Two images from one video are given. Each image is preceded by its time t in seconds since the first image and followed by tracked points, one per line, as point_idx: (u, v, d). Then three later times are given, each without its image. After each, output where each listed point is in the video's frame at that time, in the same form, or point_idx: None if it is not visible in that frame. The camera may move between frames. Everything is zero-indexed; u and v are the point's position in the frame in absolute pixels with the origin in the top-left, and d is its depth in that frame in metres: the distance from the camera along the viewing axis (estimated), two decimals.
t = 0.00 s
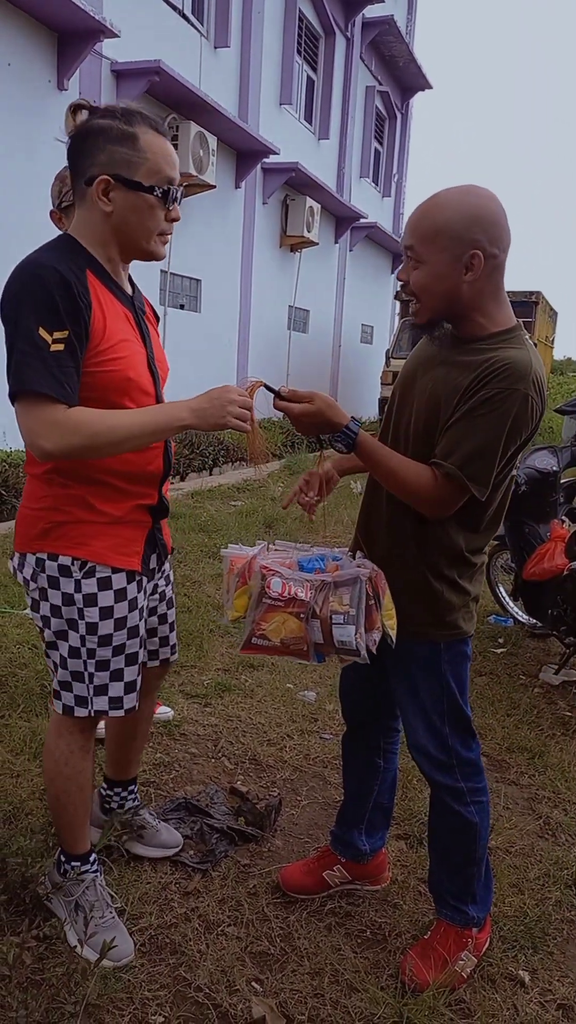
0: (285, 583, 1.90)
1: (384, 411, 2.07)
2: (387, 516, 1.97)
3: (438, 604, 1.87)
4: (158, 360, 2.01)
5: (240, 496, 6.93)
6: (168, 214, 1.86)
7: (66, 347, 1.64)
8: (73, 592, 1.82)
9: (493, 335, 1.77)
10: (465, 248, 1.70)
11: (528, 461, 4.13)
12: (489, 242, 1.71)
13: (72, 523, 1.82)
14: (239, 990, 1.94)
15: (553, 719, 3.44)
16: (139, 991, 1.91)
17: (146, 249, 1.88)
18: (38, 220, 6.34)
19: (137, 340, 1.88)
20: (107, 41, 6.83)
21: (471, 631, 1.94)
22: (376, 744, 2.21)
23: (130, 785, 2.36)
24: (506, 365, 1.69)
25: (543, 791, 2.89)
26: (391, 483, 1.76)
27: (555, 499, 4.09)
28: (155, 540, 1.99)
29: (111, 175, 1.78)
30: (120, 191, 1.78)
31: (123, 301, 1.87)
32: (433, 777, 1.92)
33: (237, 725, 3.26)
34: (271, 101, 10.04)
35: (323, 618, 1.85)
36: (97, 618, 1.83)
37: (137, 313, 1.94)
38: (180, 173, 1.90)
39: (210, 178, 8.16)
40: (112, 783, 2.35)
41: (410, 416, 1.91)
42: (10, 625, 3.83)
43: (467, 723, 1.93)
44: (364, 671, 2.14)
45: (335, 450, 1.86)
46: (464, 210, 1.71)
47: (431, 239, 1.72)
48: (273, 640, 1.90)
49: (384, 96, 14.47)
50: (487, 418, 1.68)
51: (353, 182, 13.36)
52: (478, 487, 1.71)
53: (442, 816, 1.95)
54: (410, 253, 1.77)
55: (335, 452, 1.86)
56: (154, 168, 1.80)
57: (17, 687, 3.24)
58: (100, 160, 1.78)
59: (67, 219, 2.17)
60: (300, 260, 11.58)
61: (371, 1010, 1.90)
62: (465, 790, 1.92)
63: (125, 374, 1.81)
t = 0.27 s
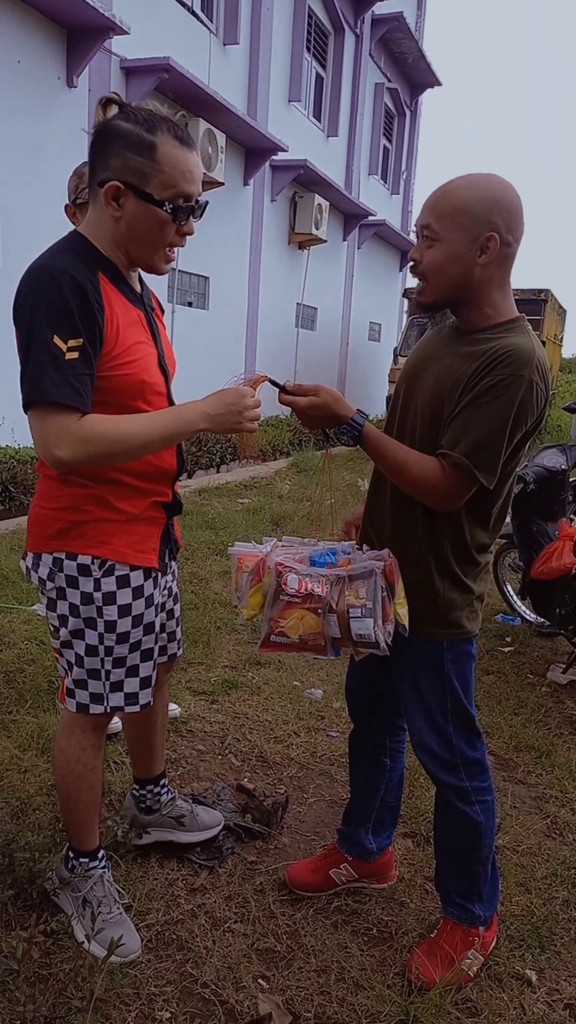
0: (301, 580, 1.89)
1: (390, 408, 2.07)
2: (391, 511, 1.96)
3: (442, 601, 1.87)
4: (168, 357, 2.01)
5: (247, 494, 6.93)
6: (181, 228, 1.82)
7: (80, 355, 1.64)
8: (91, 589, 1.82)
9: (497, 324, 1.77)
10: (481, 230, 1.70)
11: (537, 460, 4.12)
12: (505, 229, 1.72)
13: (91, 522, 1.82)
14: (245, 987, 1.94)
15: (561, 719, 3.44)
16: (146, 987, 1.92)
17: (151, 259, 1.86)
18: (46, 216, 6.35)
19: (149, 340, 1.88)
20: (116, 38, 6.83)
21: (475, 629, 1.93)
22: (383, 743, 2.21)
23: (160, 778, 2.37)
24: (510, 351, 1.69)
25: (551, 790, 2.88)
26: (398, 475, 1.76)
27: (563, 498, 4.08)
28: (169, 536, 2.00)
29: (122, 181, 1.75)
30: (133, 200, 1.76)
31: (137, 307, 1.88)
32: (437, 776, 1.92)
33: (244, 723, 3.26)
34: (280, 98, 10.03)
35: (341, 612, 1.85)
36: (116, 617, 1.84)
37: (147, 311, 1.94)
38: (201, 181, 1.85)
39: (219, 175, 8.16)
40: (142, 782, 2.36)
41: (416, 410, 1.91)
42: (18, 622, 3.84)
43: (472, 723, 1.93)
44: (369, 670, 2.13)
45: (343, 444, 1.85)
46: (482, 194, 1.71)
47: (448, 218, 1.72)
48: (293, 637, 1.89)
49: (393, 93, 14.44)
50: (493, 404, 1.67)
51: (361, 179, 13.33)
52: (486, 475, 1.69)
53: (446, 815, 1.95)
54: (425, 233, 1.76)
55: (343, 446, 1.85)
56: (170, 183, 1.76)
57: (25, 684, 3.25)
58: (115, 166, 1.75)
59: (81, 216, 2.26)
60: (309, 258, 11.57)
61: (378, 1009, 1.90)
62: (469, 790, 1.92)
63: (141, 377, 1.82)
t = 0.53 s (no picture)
0: (302, 581, 1.89)
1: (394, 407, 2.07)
2: (393, 509, 1.96)
3: (446, 598, 1.86)
4: (185, 356, 2.00)
5: (254, 492, 6.93)
6: (184, 222, 1.80)
7: (82, 340, 1.63)
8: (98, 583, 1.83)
9: (500, 320, 1.76)
10: (492, 225, 1.69)
11: (544, 459, 4.11)
12: (516, 225, 1.71)
13: (101, 515, 1.83)
14: (250, 985, 1.94)
15: (567, 718, 3.43)
16: (150, 985, 1.92)
17: (160, 254, 1.85)
18: (54, 214, 6.36)
19: (160, 338, 1.88)
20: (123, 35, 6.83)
21: (479, 627, 1.93)
22: (388, 741, 2.21)
23: (166, 762, 2.44)
24: (514, 347, 1.68)
25: (557, 790, 2.87)
26: (405, 476, 1.75)
27: (570, 497, 4.06)
28: (186, 534, 2.00)
29: (123, 177, 1.76)
30: (134, 195, 1.76)
31: (146, 300, 1.88)
32: (441, 774, 1.91)
33: (249, 721, 3.26)
34: (287, 95, 10.01)
35: (340, 616, 1.85)
36: (123, 611, 1.84)
37: (162, 309, 1.94)
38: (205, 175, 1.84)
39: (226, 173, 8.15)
40: (150, 766, 2.42)
41: (419, 409, 1.90)
42: (24, 619, 3.85)
43: (476, 722, 1.92)
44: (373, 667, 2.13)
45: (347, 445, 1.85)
46: (496, 188, 1.70)
47: (461, 210, 1.71)
48: (291, 637, 1.90)
49: (400, 91, 14.41)
50: (499, 401, 1.65)
51: (368, 176, 13.30)
52: (494, 473, 1.68)
53: (451, 813, 1.95)
54: (436, 225, 1.75)
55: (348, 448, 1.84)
56: (168, 175, 1.75)
57: (31, 681, 3.25)
58: (116, 162, 1.77)
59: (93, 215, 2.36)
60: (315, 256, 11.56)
61: (382, 1007, 1.90)
62: (474, 788, 1.91)
63: (146, 371, 1.80)
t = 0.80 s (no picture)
0: (298, 588, 1.90)
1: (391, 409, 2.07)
2: (395, 509, 1.96)
3: (449, 596, 1.86)
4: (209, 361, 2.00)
5: (255, 491, 6.93)
6: (199, 231, 1.82)
7: (93, 325, 1.65)
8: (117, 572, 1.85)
9: (495, 320, 1.76)
10: (500, 220, 1.69)
11: (546, 457, 4.11)
12: (526, 226, 1.70)
13: (118, 505, 1.85)
14: (252, 983, 1.94)
15: (569, 716, 3.43)
16: (151, 984, 1.92)
17: (180, 264, 1.87)
18: (56, 213, 6.36)
19: (181, 337, 1.88)
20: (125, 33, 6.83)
21: (482, 625, 1.92)
22: (392, 738, 2.21)
23: (170, 769, 2.42)
24: (508, 347, 1.68)
25: (558, 788, 2.87)
26: (405, 480, 1.75)
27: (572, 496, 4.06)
28: (205, 529, 1.98)
29: (144, 189, 1.81)
30: (152, 204, 1.80)
31: (169, 301, 1.89)
32: (444, 771, 1.91)
33: (251, 719, 3.26)
34: (289, 94, 10.01)
35: (336, 623, 1.85)
36: (139, 599, 1.85)
37: (187, 315, 1.95)
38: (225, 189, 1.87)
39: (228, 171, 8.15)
40: (152, 767, 2.42)
41: (417, 411, 1.90)
42: (25, 617, 3.85)
43: (480, 720, 1.92)
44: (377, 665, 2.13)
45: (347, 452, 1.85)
46: (513, 186, 1.70)
47: (476, 197, 1.71)
48: (285, 644, 1.89)
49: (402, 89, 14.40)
50: (497, 402, 1.65)
51: (370, 175, 13.30)
52: (494, 475, 1.68)
53: (454, 810, 1.94)
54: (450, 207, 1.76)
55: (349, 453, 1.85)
56: (182, 186, 1.79)
57: (33, 680, 3.26)
58: (140, 176, 1.83)
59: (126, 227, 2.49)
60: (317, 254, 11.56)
61: (383, 1005, 1.90)
62: (477, 786, 1.91)
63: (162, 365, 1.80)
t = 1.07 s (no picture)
0: (296, 582, 1.91)
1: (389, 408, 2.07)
2: (393, 506, 1.97)
3: (448, 592, 1.87)
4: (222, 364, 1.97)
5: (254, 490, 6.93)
6: (220, 233, 1.84)
7: (104, 317, 1.69)
8: (123, 558, 1.89)
9: (488, 318, 1.77)
10: (486, 216, 1.70)
11: (544, 455, 4.11)
12: (514, 225, 1.70)
13: (124, 499, 1.90)
14: (252, 981, 1.95)
15: (568, 713, 3.43)
16: (151, 981, 1.92)
17: (200, 265, 1.88)
18: (54, 212, 6.36)
19: (193, 338, 1.87)
20: (123, 32, 6.83)
21: (482, 623, 1.93)
22: (392, 735, 2.21)
23: (168, 764, 2.42)
24: (500, 345, 1.68)
25: (557, 785, 2.88)
26: (399, 477, 1.75)
27: (570, 493, 4.06)
28: (210, 526, 1.97)
29: (172, 197, 1.87)
30: (179, 209, 1.85)
31: (186, 304, 1.88)
32: (442, 767, 1.92)
33: (251, 718, 3.26)
34: (287, 92, 10.00)
35: (335, 617, 1.86)
36: (141, 585, 1.87)
37: (206, 322, 1.93)
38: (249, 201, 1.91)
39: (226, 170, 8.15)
40: (151, 765, 2.42)
41: (413, 410, 1.90)
42: (25, 617, 3.86)
43: (479, 718, 1.93)
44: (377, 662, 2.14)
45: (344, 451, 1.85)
46: (503, 184, 1.70)
47: (467, 193, 1.73)
48: (285, 638, 1.91)
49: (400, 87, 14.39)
50: (489, 399, 1.65)
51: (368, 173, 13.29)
52: (487, 472, 1.68)
53: (453, 806, 1.95)
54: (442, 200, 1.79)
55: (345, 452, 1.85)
56: (206, 191, 1.83)
57: (33, 679, 3.26)
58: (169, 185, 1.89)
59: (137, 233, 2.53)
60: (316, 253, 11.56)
61: (383, 1002, 1.91)
62: (476, 783, 1.91)
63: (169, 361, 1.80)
